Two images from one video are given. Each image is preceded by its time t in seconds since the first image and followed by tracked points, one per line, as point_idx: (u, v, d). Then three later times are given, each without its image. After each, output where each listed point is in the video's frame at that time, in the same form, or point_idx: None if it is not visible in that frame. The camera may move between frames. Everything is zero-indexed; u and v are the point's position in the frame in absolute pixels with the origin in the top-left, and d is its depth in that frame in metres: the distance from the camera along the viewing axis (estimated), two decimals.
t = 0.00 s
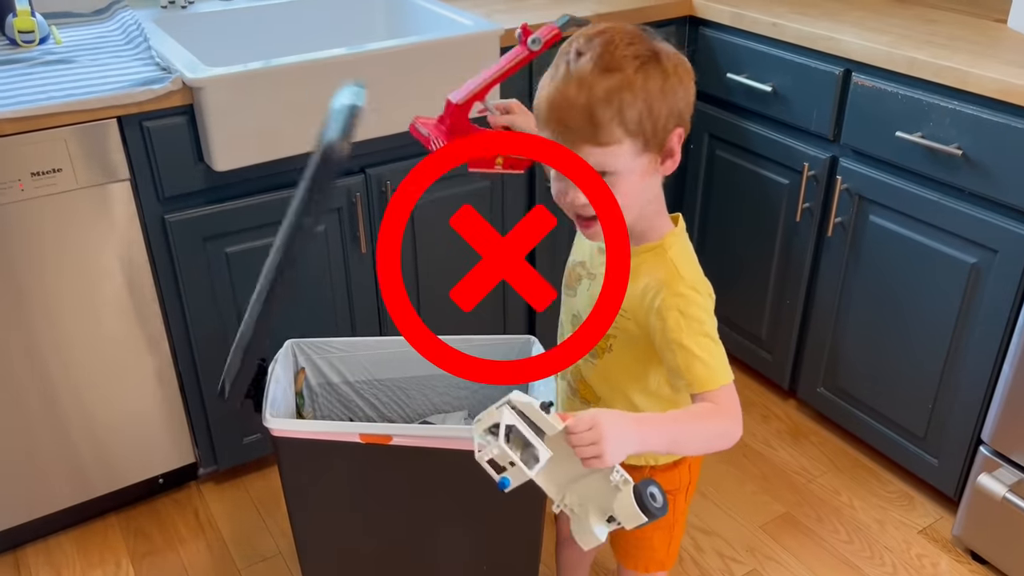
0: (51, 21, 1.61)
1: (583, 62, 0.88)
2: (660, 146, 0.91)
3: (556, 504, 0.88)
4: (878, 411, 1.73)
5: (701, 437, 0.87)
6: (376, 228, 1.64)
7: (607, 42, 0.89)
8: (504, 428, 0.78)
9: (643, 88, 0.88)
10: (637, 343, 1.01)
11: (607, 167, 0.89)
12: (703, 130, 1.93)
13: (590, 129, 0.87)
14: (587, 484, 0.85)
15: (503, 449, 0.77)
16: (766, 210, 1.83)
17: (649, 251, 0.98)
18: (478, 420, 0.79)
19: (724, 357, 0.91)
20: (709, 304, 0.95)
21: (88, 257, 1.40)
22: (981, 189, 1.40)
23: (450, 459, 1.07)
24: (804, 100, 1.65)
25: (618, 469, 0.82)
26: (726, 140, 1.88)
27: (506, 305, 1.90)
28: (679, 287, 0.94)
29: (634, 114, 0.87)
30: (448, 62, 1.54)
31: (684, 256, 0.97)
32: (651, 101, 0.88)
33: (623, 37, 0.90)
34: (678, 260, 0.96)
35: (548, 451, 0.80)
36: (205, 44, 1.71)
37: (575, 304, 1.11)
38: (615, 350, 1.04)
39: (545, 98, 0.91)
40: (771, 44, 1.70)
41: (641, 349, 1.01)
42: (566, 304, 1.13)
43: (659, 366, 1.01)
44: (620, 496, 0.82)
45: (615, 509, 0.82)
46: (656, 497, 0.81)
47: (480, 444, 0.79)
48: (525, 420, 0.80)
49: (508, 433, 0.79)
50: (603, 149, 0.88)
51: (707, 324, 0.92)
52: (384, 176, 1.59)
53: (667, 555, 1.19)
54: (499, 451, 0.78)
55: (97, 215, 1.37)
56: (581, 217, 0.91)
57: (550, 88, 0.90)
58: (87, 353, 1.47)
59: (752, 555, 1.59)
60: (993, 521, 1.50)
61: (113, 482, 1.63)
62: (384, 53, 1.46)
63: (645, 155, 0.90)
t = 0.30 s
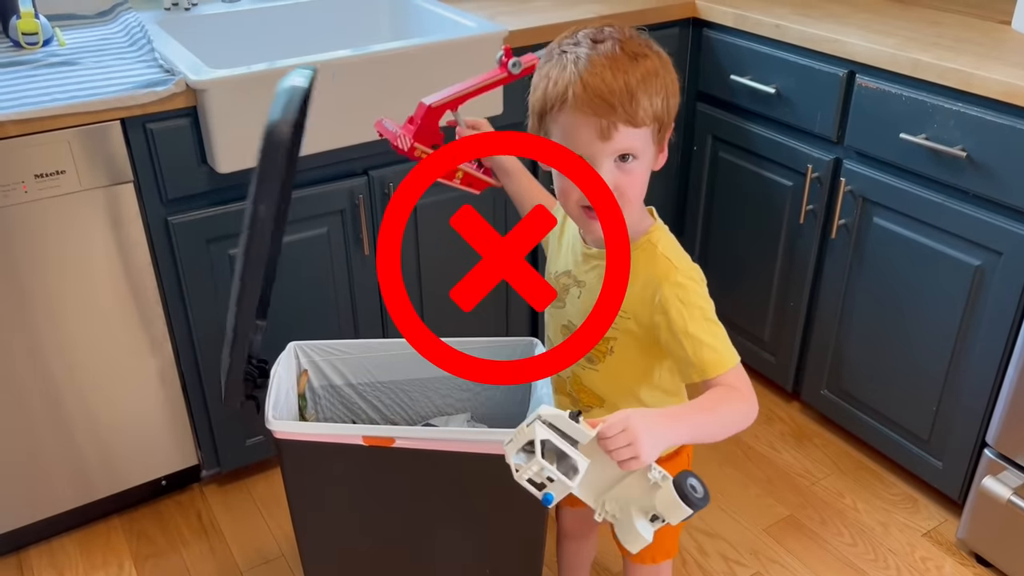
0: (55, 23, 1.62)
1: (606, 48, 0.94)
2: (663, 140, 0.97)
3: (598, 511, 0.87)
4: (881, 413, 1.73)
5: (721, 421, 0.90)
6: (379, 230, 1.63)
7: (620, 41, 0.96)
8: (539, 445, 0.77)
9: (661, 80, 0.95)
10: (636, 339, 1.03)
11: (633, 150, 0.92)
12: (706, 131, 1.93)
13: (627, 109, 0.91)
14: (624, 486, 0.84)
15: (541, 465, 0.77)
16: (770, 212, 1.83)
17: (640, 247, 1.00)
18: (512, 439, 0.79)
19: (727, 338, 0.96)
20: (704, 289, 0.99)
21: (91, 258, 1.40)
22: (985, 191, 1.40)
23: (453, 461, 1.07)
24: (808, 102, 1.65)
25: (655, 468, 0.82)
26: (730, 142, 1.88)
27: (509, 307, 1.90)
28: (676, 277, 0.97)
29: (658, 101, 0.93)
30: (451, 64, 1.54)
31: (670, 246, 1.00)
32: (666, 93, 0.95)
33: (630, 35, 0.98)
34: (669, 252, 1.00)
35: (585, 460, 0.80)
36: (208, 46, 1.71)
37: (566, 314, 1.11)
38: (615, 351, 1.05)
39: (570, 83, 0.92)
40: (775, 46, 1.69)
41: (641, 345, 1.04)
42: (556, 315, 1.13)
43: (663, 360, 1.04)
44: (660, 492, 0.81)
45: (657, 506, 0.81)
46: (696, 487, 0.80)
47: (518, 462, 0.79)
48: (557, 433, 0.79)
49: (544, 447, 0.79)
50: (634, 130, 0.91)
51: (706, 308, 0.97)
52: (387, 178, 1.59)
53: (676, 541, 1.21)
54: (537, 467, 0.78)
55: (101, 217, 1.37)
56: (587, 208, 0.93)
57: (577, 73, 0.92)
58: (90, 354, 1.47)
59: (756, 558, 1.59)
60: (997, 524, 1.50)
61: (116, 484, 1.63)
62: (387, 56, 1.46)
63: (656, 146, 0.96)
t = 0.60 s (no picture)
0: (58, 25, 1.62)
1: (577, 35, 0.97)
2: (634, 125, 0.99)
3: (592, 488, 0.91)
4: (884, 416, 1.72)
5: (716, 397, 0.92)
6: (381, 232, 1.63)
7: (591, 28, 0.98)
8: (536, 420, 0.83)
9: (631, 66, 0.97)
10: (625, 327, 1.05)
11: (606, 130, 0.94)
12: (708, 133, 1.93)
13: (598, 90, 0.93)
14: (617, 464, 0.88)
15: (538, 438, 0.83)
16: (772, 213, 1.82)
17: (622, 234, 1.02)
18: (510, 414, 0.84)
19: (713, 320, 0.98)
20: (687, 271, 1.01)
21: (93, 260, 1.40)
22: (988, 193, 1.40)
23: (455, 462, 1.07)
24: (811, 104, 1.65)
25: (648, 445, 0.86)
26: (732, 143, 1.88)
27: (511, 309, 1.89)
28: (661, 259, 1.00)
29: (628, 86, 0.96)
30: (453, 65, 1.54)
31: (652, 231, 1.03)
32: (637, 79, 0.97)
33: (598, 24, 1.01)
34: (651, 237, 1.02)
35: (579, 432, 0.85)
36: (210, 48, 1.71)
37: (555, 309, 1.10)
38: (606, 342, 1.06)
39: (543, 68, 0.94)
40: (777, 47, 1.69)
41: (630, 334, 1.05)
42: (544, 312, 1.12)
43: (653, 347, 1.05)
44: (656, 469, 0.86)
45: (651, 483, 0.87)
46: (689, 465, 0.85)
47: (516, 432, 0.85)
48: (553, 409, 0.84)
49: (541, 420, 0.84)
50: (607, 110, 0.94)
51: (691, 290, 0.99)
52: (390, 180, 1.59)
53: (675, 534, 1.21)
54: (535, 441, 0.83)
55: (103, 218, 1.37)
56: (569, 189, 0.95)
57: (549, 58, 0.94)
58: (92, 356, 1.47)
59: (758, 560, 1.59)
60: (1000, 526, 1.49)
61: (118, 486, 1.63)
62: (389, 58, 1.46)
63: (628, 130, 0.98)
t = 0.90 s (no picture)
0: (60, 27, 1.62)
1: (558, 26, 0.99)
2: (614, 116, 0.99)
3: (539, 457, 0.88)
4: (886, 418, 1.72)
5: (682, 387, 0.91)
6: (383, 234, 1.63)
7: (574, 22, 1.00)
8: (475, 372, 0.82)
9: (609, 56, 0.97)
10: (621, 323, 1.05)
11: (575, 115, 0.95)
12: (709, 135, 1.93)
13: (567, 75, 0.94)
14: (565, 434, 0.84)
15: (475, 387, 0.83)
16: (774, 215, 1.82)
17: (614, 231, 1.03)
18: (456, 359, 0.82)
19: (696, 318, 0.97)
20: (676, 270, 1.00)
21: (96, 262, 1.40)
22: (989, 195, 1.40)
23: (456, 464, 1.07)
24: (812, 106, 1.65)
25: (591, 419, 0.82)
26: (733, 145, 1.88)
27: (513, 310, 1.89)
28: (649, 254, 0.99)
29: (603, 74, 0.96)
30: (454, 67, 1.55)
31: (645, 228, 1.03)
32: (615, 69, 0.97)
33: (590, 20, 1.02)
34: (642, 233, 1.01)
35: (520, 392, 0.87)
36: (213, 51, 1.71)
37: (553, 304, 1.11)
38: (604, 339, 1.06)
39: (518, 57, 0.97)
40: (778, 50, 1.69)
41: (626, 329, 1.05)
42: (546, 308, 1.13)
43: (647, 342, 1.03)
44: (591, 445, 0.81)
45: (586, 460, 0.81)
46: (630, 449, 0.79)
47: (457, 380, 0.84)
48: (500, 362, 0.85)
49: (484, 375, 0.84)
50: (576, 95, 0.94)
51: (677, 286, 0.98)
52: (391, 182, 1.59)
53: (681, 532, 1.22)
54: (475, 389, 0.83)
55: (105, 220, 1.38)
56: (538, 171, 0.96)
57: (525, 47, 0.96)
58: (94, 358, 1.48)
59: (759, 562, 1.59)
60: (1002, 528, 1.49)
61: (119, 488, 1.63)
62: (390, 60, 1.47)
63: (607, 118, 0.98)
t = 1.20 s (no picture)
0: (61, 29, 1.62)
1: (565, 22, 1.01)
2: (615, 112, 0.99)
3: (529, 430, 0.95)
4: (887, 420, 1.72)
5: (672, 378, 0.90)
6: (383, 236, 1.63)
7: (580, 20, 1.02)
8: (466, 332, 0.87)
9: (612, 51, 0.99)
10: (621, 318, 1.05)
11: (572, 105, 0.95)
12: (710, 137, 1.93)
13: (566, 65, 0.95)
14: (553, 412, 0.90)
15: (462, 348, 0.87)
16: (775, 217, 1.82)
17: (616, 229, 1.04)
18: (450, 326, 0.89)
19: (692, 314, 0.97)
20: (675, 268, 1.00)
21: (97, 263, 1.40)
22: (990, 197, 1.40)
23: (458, 466, 1.07)
24: (813, 108, 1.65)
25: (579, 393, 0.87)
26: (734, 147, 1.88)
27: (513, 311, 1.89)
28: (649, 251, 0.99)
29: (603, 67, 0.97)
30: (455, 69, 1.55)
31: (645, 227, 1.04)
32: (617, 64, 0.98)
33: (599, 21, 1.04)
34: (643, 232, 1.02)
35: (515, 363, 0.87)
36: (213, 52, 1.72)
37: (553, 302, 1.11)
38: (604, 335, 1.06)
39: (523, 49, 0.99)
40: (779, 52, 1.70)
41: (627, 326, 1.05)
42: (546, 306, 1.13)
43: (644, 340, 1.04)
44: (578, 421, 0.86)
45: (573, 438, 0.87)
46: (615, 428, 0.85)
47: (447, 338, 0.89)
48: (492, 330, 0.88)
49: (473, 338, 0.87)
50: (574, 86, 0.95)
51: (673, 283, 0.98)
52: (392, 184, 1.59)
53: (682, 535, 1.21)
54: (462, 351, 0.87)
55: (106, 222, 1.38)
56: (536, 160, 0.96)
57: (529, 40, 0.98)
58: (95, 359, 1.48)
59: (761, 564, 1.58)
60: (1003, 531, 1.49)
61: (119, 489, 1.63)
62: (391, 62, 1.47)
63: (607, 112, 0.98)
